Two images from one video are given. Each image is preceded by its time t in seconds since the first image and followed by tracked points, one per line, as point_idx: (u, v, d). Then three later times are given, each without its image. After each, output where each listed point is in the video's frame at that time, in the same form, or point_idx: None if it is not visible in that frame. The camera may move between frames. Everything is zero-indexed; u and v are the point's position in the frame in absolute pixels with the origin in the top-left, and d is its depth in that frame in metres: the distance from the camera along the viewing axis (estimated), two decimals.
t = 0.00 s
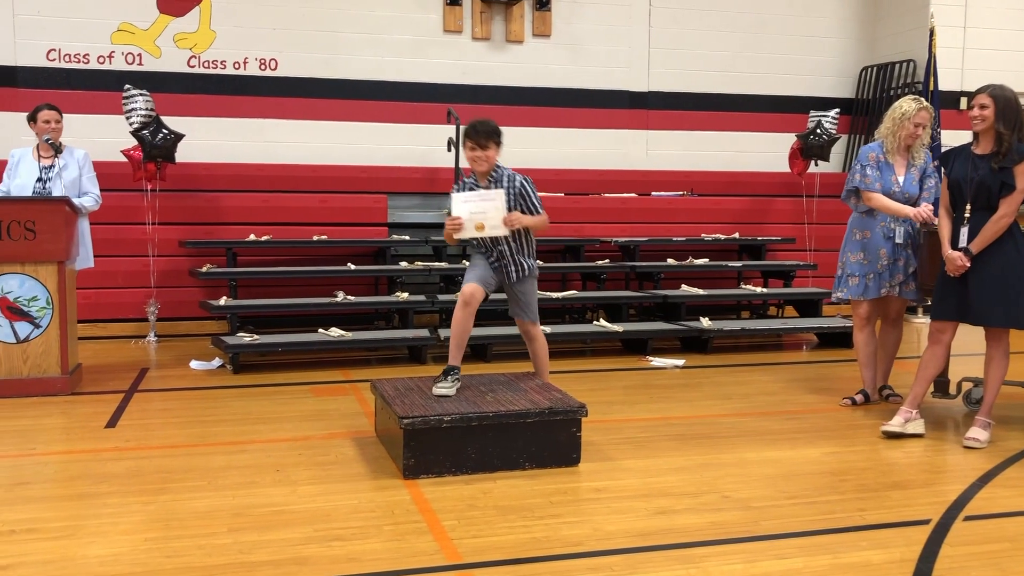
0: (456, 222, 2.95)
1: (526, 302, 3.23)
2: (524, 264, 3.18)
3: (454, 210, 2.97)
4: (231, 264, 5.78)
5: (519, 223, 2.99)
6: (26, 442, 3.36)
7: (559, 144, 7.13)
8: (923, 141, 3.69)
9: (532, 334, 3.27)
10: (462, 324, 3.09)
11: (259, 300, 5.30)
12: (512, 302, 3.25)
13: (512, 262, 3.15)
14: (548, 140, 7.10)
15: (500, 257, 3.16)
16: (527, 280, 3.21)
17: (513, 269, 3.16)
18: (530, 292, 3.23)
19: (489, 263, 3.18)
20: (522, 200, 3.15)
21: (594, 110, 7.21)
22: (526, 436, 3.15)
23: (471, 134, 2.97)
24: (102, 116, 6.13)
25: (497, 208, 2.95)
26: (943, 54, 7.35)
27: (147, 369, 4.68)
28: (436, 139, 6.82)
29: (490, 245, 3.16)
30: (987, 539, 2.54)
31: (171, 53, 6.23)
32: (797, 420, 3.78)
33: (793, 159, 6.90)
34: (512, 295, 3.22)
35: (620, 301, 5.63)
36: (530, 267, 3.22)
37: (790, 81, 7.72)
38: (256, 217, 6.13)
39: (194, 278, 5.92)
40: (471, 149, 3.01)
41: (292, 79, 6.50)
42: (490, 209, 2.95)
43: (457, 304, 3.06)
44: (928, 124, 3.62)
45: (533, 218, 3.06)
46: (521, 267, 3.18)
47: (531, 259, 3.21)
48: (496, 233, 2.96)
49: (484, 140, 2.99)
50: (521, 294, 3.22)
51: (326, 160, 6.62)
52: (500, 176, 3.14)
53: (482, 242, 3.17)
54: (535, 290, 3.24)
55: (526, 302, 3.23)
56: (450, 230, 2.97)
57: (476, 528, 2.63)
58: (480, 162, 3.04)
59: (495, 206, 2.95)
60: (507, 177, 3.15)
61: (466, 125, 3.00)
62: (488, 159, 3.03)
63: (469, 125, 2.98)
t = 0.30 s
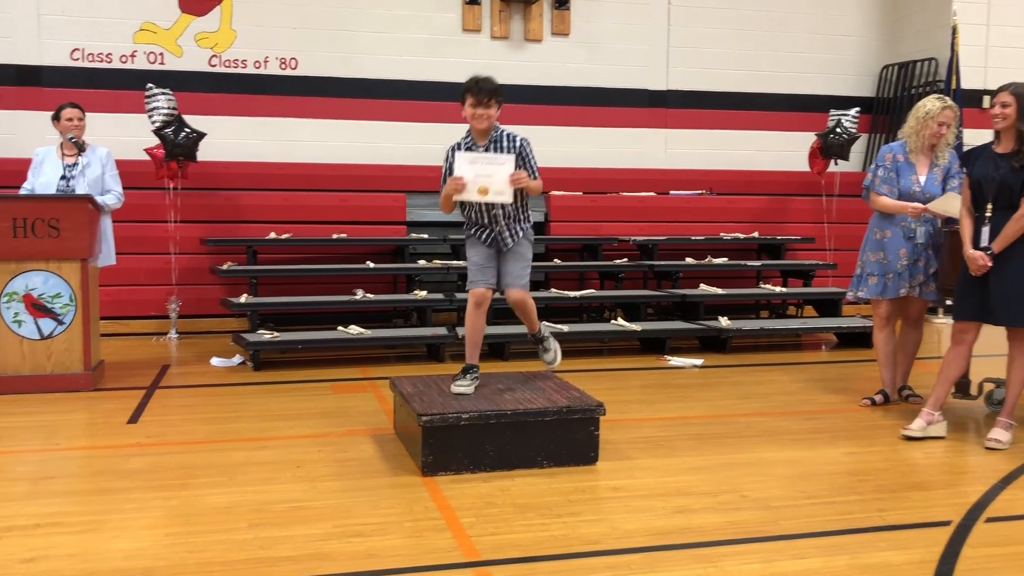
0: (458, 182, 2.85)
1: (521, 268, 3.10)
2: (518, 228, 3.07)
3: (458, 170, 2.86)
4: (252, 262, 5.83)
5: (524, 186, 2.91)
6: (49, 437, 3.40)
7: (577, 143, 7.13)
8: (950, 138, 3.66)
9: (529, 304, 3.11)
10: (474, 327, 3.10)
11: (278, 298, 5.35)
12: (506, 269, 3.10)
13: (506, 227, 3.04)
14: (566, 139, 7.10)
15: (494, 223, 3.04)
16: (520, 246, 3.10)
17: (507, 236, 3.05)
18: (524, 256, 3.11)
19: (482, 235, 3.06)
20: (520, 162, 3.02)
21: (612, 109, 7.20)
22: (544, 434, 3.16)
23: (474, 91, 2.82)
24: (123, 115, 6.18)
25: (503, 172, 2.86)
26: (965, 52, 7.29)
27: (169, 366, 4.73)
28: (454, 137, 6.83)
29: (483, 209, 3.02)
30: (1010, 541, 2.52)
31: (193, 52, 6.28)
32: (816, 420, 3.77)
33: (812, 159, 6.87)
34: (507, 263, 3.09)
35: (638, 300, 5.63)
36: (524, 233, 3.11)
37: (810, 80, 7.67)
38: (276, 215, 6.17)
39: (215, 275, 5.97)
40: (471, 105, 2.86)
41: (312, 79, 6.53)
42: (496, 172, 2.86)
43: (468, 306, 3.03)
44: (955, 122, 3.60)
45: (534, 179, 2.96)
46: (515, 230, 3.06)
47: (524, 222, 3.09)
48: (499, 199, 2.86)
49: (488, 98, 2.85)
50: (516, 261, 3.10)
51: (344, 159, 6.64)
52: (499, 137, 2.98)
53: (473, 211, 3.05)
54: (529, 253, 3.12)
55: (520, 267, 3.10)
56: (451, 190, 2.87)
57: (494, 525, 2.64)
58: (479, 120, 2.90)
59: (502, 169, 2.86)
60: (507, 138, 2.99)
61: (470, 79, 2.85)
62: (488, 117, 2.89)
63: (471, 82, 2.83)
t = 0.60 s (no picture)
0: (494, 156, 2.85)
1: (539, 261, 3.03)
2: (540, 218, 3.02)
3: (494, 144, 2.87)
4: (275, 260, 5.88)
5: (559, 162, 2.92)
6: (75, 434, 3.44)
7: (599, 141, 7.11)
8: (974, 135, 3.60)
9: (543, 302, 3.05)
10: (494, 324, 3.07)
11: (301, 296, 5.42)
12: (526, 262, 3.02)
13: (528, 216, 2.99)
14: (588, 137, 7.08)
15: (516, 210, 2.98)
16: (540, 236, 3.03)
17: (529, 224, 2.98)
18: (543, 249, 3.04)
19: (503, 222, 2.98)
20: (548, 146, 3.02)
21: (634, 107, 7.17)
22: (566, 433, 3.16)
23: (513, 73, 2.84)
24: (148, 115, 6.23)
25: (539, 147, 2.87)
26: (994, 48, 7.19)
27: (192, 363, 4.77)
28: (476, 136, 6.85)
29: (509, 191, 2.98)
30: None
31: (217, 52, 6.32)
32: (840, 420, 3.75)
33: (836, 157, 6.82)
34: (526, 255, 3.02)
35: (660, 299, 5.62)
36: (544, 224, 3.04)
37: (835, 78, 7.61)
38: (300, 214, 6.29)
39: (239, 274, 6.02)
40: (509, 89, 2.86)
41: (335, 78, 6.56)
42: (531, 147, 2.87)
43: (488, 305, 3.02)
44: (977, 119, 3.55)
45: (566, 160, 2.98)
46: (537, 220, 3.01)
47: (544, 214, 3.04)
48: (536, 173, 2.87)
49: (526, 81, 2.86)
50: (535, 252, 3.03)
51: (366, 158, 6.66)
52: (534, 122, 2.99)
53: (496, 197, 2.98)
54: (548, 246, 3.06)
55: (540, 259, 3.03)
56: (485, 164, 2.86)
57: (516, 524, 2.64)
58: (516, 104, 2.89)
59: (537, 145, 2.87)
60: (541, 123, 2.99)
61: (506, 63, 2.87)
62: (525, 102, 2.89)
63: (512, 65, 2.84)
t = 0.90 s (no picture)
0: (519, 158, 2.86)
1: (561, 260, 3.01)
2: (563, 215, 2.99)
3: (519, 146, 2.86)
4: (298, 261, 5.93)
5: (585, 163, 2.92)
6: (102, 433, 3.48)
7: (621, 141, 7.09)
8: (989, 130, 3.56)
9: (562, 302, 3.05)
10: (516, 324, 3.07)
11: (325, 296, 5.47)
12: (547, 262, 3.01)
13: (550, 212, 2.97)
14: (611, 138, 7.07)
15: (538, 205, 2.96)
16: (563, 234, 3.01)
17: (551, 220, 2.96)
18: (565, 247, 3.03)
19: (524, 218, 2.95)
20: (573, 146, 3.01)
21: (657, 107, 7.15)
22: (588, 434, 3.15)
23: (540, 69, 2.83)
24: (173, 117, 6.29)
25: (565, 149, 2.87)
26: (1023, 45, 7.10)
27: (218, 364, 4.81)
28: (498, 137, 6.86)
29: (531, 185, 2.95)
30: None
31: (241, 54, 6.37)
32: (865, 421, 3.72)
33: (861, 156, 6.77)
34: (546, 254, 3.01)
35: (684, 300, 5.60)
36: (566, 222, 3.02)
37: (860, 76, 7.55)
38: (322, 215, 6.35)
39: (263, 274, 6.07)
40: (536, 85, 2.86)
41: (358, 80, 6.59)
42: (557, 149, 2.87)
43: (510, 303, 3.03)
44: (990, 113, 3.51)
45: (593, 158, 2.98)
46: (559, 217, 2.98)
47: (567, 211, 3.02)
48: (561, 175, 2.88)
49: (552, 77, 2.85)
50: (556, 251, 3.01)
51: (388, 159, 6.68)
52: (560, 120, 2.98)
53: (518, 192, 2.97)
54: (570, 244, 3.04)
55: (562, 259, 3.01)
56: (510, 165, 2.87)
57: (538, 525, 2.64)
58: (542, 100, 2.89)
59: (564, 147, 2.87)
60: (567, 121, 2.98)
61: (533, 59, 2.86)
62: (550, 98, 2.89)
63: (539, 60, 2.85)
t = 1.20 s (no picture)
0: (537, 162, 2.86)
1: (579, 262, 3.00)
2: (581, 217, 2.98)
3: (537, 150, 2.87)
4: (321, 264, 5.97)
5: (604, 166, 2.92)
6: (127, 434, 3.52)
7: (642, 143, 7.08)
8: (1000, 129, 3.52)
9: (583, 303, 3.05)
10: (534, 327, 3.07)
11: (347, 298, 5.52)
12: (564, 266, 3.00)
13: (567, 213, 2.96)
14: (632, 140, 7.06)
15: (556, 207, 2.95)
16: (580, 236, 3.00)
17: (568, 221, 2.95)
18: (583, 250, 3.02)
19: (540, 220, 2.95)
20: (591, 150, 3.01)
21: (679, 108, 7.14)
22: (609, 437, 3.15)
23: (556, 72, 2.83)
24: (198, 121, 6.35)
25: (584, 153, 2.87)
26: None
27: (241, 365, 4.84)
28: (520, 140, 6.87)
29: (548, 186, 2.95)
30: None
31: (265, 58, 6.43)
32: (889, 425, 3.69)
33: (884, 158, 6.71)
34: (562, 256, 3.00)
35: (706, 302, 5.58)
36: (584, 224, 3.01)
37: (883, 77, 7.49)
38: (344, 218, 6.35)
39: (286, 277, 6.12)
40: (552, 87, 2.86)
41: (380, 84, 6.62)
42: (576, 153, 2.87)
43: (527, 306, 3.03)
44: (998, 112, 3.48)
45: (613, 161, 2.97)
46: (577, 219, 2.97)
47: (587, 213, 3.01)
48: (581, 179, 2.88)
49: (568, 80, 2.85)
50: (573, 253, 3.00)
51: (409, 162, 6.71)
52: (578, 121, 2.98)
53: (535, 194, 2.96)
54: (587, 247, 3.02)
55: (580, 262, 3.00)
56: (527, 169, 2.87)
57: (560, 527, 2.64)
58: (559, 102, 2.89)
59: (583, 151, 2.87)
60: (585, 124, 2.97)
61: (550, 62, 2.86)
62: (567, 101, 2.89)
63: (556, 62, 2.85)
